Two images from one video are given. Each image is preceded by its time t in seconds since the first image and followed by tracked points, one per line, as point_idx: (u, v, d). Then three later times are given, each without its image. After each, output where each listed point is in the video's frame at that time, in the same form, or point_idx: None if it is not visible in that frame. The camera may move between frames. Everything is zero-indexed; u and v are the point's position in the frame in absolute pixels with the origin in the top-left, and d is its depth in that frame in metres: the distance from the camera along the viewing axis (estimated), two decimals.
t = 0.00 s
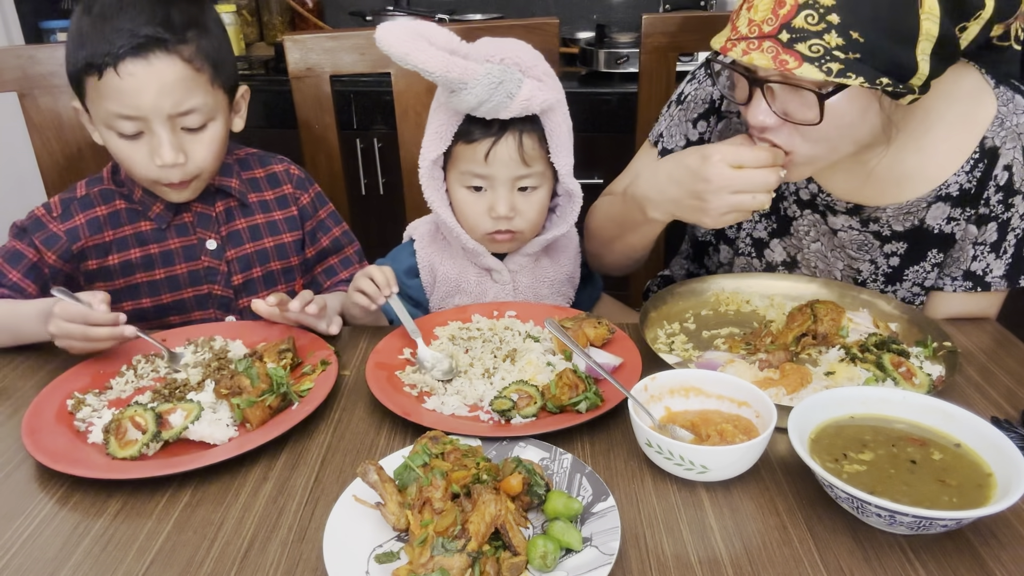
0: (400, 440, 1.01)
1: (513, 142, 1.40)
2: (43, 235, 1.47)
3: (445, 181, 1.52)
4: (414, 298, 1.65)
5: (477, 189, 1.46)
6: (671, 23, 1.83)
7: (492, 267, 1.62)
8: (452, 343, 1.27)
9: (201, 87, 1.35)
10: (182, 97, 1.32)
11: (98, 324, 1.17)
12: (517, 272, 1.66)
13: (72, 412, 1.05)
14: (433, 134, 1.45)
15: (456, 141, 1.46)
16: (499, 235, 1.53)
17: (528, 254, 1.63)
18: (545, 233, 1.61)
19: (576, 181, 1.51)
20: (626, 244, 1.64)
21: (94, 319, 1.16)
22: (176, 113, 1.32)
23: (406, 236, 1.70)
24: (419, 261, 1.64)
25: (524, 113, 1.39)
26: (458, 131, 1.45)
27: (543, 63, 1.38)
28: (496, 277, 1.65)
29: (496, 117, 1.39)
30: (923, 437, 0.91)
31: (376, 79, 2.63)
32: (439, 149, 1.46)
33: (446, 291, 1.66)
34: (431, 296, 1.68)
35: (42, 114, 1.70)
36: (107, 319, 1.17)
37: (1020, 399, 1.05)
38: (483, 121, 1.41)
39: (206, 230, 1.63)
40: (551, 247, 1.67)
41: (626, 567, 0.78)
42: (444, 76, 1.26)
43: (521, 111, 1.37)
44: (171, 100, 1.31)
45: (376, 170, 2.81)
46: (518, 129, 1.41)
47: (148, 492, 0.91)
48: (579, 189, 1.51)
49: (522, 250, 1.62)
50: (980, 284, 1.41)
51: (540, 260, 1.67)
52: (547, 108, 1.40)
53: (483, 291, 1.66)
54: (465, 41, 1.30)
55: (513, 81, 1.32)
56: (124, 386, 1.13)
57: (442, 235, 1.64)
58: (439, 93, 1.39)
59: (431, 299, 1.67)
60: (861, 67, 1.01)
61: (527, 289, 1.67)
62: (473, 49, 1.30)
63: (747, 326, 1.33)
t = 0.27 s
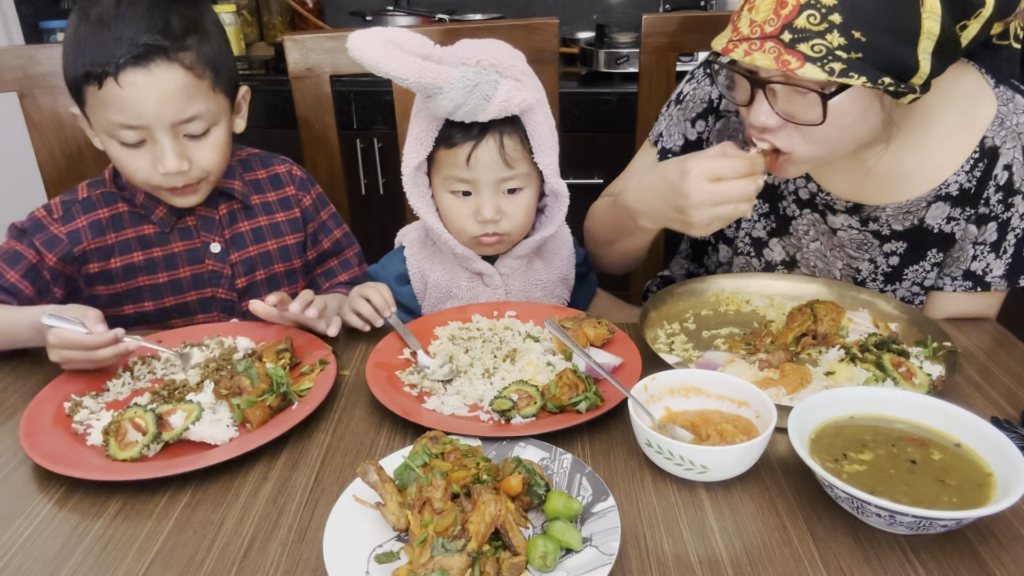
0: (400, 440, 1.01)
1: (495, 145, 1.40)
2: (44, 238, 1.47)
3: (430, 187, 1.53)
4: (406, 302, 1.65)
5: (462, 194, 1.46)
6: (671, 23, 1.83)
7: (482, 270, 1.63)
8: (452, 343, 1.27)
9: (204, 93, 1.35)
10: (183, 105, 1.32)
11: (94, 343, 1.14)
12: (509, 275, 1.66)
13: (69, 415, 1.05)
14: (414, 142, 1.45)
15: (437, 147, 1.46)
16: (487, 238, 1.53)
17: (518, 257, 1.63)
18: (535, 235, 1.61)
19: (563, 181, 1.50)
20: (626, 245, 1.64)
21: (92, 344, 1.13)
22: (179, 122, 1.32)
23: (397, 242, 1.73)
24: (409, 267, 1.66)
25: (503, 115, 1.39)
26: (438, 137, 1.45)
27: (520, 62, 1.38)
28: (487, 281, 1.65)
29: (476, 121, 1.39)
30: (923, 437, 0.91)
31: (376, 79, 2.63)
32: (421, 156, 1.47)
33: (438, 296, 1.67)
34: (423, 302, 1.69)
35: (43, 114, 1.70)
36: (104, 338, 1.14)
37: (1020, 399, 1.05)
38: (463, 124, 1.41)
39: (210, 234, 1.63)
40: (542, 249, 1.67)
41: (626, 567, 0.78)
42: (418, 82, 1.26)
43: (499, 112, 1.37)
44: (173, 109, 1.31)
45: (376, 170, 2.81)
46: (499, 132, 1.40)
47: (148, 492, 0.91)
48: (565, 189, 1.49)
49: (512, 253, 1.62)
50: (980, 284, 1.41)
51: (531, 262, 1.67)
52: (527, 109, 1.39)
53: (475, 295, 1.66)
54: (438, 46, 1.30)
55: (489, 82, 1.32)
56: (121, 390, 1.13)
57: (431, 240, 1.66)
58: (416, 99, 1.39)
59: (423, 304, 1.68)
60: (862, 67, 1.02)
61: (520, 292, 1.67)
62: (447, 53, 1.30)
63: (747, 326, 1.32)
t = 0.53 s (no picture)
0: (400, 440, 1.01)
1: (491, 145, 1.40)
2: (33, 248, 1.46)
3: (427, 188, 1.52)
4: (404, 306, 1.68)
5: (460, 196, 1.46)
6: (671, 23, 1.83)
7: (478, 275, 1.64)
8: (452, 343, 1.27)
9: (199, 96, 1.35)
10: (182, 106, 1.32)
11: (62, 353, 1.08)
12: (505, 279, 1.67)
13: (69, 414, 1.05)
14: (411, 142, 1.45)
15: (434, 147, 1.46)
16: (482, 241, 1.53)
17: (514, 262, 1.64)
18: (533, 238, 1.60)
19: (560, 184, 1.50)
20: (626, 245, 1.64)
21: (58, 354, 1.08)
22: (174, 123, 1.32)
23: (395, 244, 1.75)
24: (406, 269, 1.69)
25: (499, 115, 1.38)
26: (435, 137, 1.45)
27: (517, 62, 1.37)
28: (483, 285, 1.66)
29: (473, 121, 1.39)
30: (923, 437, 0.91)
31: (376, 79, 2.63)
32: (417, 156, 1.46)
33: (432, 299, 1.69)
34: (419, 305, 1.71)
35: (42, 114, 1.70)
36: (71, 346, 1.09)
37: (1020, 399, 1.05)
38: (460, 124, 1.41)
39: (204, 241, 1.63)
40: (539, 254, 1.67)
41: (627, 567, 0.78)
42: (411, 80, 1.26)
43: (495, 112, 1.36)
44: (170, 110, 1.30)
45: (376, 170, 2.81)
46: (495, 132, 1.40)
47: (149, 492, 0.91)
48: (562, 192, 1.50)
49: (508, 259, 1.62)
50: (979, 284, 1.42)
51: (529, 267, 1.68)
52: (524, 109, 1.39)
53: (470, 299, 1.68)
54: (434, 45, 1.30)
55: (484, 82, 1.32)
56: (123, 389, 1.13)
57: (428, 243, 1.67)
58: (413, 99, 1.39)
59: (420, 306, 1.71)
60: (889, 41, 0.99)
61: (515, 296, 1.69)
62: (443, 52, 1.30)
63: (747, 326, 1.32)
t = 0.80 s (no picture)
0: (400, 440, 1.01)
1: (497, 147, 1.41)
2: (20, 257, 1.45)
3: (430, 189, 1.52)
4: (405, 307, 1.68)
5: (464, 197, 1.46)
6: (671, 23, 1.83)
7: (479, 276, 1.64)
8: (452, 343, 1.27)
9: (186, 100, 1.35)
10: (167, 108, 1.31)
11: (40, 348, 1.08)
12: (507, 280, 1.67)
13: (69, 413, 1.05)
14: (415, 142, 1.45)
15: (438, 148, 1.46)
16: (483, 240, 1.53)
17: (515, 263, 1.64)
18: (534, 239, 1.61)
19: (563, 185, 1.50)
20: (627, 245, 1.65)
21: (38, 349, 1.07)
22: (161, 128, 1.32)
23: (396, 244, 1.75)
24: (406, 270, 1.69)
25: (503, 117, 1.38)
26: (439, 138, 1.45)
27: (522, 64, 1.37)
28: (483, 286, 1.66)
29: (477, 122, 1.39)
30: (922, 437, 0.91)
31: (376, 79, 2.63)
32: (420, 157, 1.47)
33: (433, 300, 1.69)
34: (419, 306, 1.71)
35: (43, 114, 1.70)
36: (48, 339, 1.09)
37: (1020, 399, 1.05)
38: (464, 126, 1.41)
39: (194, 248, 1.62)
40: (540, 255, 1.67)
41: (627, 567, 0.78)
42: (418, 83, 1.25)
43: (500, 114, 1.36)
44: (156, 115, 1.30)
45: (376, 171, 2.81)
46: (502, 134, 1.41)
47: (150, 492, 0.91)
48: (565, 194, 1.50)
49: (509, 259, 1.62)
50: (978, 283, 1.42)
51: (529, 268, 1.68)
52: (528, 111, 1.39)
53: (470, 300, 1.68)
54: (440, 47, 1.30)
55: (490, 84, 1.32)
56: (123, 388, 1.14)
57: (429, 243, 1.67)
58: (416, 100, 1.39)
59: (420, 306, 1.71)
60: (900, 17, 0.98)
61: (516, 297, 1.69)
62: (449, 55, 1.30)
63: (747, 326, 1.32)
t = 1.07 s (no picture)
0: (400, 440, 1.01)
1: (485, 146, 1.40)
2: (15, 266, 1.44)
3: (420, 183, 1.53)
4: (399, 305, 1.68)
5: (446, 193, 1.47)
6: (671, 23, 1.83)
7: (471, 274, 1.63)
8: (452, 343, 1.27)
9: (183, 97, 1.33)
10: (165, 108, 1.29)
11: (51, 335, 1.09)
12: (498, 278, 1.66)
13: (69, 413, 1.06)
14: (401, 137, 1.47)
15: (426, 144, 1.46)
16: (479, 239, 1.54)
17: (507, 262, 1.63)
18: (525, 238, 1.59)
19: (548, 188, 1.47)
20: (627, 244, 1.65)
21: (47, 336, 1.08)
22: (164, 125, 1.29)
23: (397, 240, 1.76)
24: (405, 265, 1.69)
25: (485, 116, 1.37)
26: (427, 134, 1.45)
27: (508, 65, 1.34)
28: (476, 284, 1.65)
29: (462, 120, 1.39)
30: (922, 437, 0.91)
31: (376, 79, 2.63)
32: (407, 151, 1.48)
33: (427, 297, 1.69)
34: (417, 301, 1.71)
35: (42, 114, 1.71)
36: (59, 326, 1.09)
37: (1020, 399, 1.05)
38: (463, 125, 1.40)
39: (190, 253, 1.60)
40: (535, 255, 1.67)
41: (627, 567, 0.78)
42: (391, 79, 1.27)
43: (478, 115, 1.35)
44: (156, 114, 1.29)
45: (376, 171, 2.81)
46: (491, 133, 1.40)
47: (150, 491, 0.91)
48: (550, 196, 1.48)
49: (500, 258, 1.62)
50: (977, 281, 1.42)
51: (524, 267, 1.67)
52: (510, 112, 1.37)
53: (464, 298, 1.67)
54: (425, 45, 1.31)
55: (467, 84, 1.31)
56: (123, 388, 1.14)
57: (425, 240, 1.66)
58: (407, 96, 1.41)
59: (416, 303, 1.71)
60: (900, 11, 0.98)
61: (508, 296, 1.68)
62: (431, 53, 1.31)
63: (747, 326, 1.32)
